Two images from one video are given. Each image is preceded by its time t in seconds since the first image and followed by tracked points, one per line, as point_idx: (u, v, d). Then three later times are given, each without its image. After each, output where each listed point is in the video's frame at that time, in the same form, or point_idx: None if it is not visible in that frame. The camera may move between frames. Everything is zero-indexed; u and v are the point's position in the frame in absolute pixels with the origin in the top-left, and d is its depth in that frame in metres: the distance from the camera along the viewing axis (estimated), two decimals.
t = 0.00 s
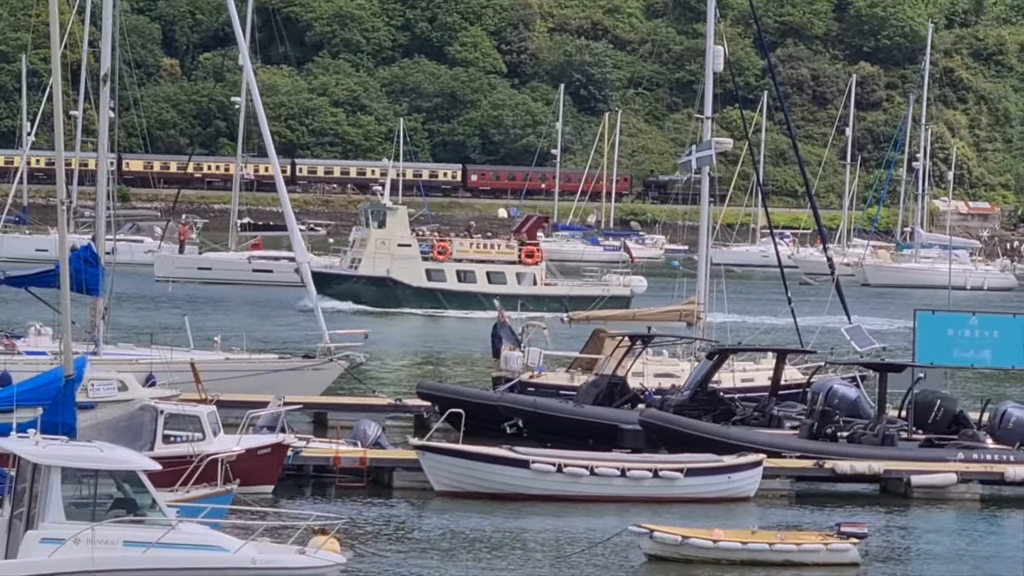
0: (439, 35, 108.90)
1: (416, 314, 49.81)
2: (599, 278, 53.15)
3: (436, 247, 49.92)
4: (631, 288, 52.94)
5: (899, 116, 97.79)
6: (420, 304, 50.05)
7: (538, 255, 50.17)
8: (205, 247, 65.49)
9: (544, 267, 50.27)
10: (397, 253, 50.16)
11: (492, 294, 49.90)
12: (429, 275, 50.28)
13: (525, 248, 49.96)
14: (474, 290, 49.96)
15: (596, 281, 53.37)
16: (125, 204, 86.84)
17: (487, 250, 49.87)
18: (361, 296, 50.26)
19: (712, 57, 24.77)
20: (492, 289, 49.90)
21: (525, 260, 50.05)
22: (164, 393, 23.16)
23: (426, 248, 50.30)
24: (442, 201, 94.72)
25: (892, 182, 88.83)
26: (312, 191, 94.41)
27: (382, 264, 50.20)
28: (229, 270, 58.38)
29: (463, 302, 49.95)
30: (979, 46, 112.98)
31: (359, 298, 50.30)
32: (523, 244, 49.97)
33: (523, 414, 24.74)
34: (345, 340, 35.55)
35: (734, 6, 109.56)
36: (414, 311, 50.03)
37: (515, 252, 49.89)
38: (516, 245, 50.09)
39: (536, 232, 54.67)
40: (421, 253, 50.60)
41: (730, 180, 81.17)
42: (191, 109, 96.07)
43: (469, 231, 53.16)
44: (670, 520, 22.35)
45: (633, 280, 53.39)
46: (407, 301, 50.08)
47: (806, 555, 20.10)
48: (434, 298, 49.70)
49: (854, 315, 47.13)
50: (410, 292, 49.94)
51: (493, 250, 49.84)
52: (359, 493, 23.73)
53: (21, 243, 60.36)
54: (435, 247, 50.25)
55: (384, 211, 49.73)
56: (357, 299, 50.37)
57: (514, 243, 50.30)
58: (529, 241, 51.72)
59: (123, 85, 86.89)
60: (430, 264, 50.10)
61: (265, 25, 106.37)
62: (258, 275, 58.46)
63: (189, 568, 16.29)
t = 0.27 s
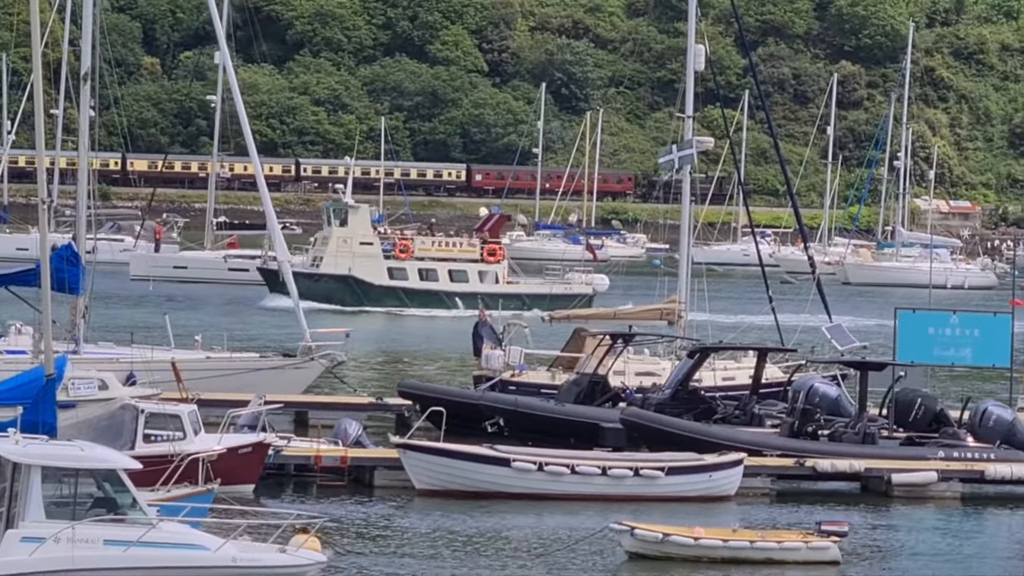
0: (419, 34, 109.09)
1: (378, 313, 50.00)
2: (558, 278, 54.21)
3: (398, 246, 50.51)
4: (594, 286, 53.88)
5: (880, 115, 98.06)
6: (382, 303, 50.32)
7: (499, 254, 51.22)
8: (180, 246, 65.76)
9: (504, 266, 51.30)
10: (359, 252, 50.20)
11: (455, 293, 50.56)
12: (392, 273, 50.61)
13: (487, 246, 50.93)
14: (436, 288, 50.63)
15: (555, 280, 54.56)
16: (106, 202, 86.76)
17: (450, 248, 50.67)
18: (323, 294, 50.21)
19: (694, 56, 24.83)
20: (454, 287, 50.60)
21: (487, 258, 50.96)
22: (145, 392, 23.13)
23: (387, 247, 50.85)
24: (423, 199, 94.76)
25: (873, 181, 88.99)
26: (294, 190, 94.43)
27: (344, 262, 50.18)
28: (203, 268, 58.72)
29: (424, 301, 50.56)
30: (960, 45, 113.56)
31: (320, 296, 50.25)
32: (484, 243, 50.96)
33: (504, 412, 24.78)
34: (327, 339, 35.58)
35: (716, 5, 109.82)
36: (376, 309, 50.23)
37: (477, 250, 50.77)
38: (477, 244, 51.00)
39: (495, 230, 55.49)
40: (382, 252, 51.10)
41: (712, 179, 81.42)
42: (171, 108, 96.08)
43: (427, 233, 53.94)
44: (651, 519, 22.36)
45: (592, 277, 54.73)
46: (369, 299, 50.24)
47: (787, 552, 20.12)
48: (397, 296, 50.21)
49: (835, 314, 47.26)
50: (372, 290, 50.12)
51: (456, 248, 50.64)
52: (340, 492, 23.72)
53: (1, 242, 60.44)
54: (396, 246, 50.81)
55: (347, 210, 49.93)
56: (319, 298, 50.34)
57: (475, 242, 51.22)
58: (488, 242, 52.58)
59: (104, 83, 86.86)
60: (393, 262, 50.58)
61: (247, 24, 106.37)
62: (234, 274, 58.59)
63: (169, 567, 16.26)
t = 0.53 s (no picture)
0: (401, 33, 109.15)
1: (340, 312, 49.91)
2: (523, 276, 54.30)
3: (361, 244, 50.56)
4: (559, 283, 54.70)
5: (862, 115, 98.31)
6: (344, 302, 50.15)
7: (462, 253, 51.16)
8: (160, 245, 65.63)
9: (467, 264, 51.24)
10: (322, 250, 50.10)
11: (417, 292, 50.55)
12: (354, 272, 50.41)
13: (449, 245, 50.89)
14: (398, 287, 50.64)
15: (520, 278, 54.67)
16: (87, 202, 86.62)
17: (412, 247, 50.70)
18: (284, 292, 49.93)
19: (674, 56, 24.94)
20: (416, 286, 50.63)
21: (449, 257, 50.89)
22: (126, 391, 23.03)
23: (350, 246, 50.94)
24: (405, 199, 94.76)
25: (855, 181, 89.28)
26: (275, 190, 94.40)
27: (306, 261, 50.05)
28: (179, 267, 58.42)
29: (386, 299, 50.44)
30: (941, 45, 114.13)
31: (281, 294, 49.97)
32: (447, 241, 50.95)
33: (485, 412, 24.77)
34: (309, 338, 35.59)
35: (697, 5, 109.99)
36: (339, 308, 50.08)
37: (439, 248, 50.74)
38: (440, 242, 50.96)
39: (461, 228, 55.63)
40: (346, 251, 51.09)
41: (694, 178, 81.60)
42: (152, 108, 95.98)
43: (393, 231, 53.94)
44: (633, 519, 22.35)
45: (557, 275, 54.81)
46: (332, 298, 50.09)
47: (769, 552, 20.14)
48: (359, 295, 50.02)
49: (816, 314, 47.39)
50: (334, 289, 49.95)
51: (418, 247, 50.66)
52: (322, 492, 23.69)
53: None
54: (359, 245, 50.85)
55: (308, 208, 49.87)
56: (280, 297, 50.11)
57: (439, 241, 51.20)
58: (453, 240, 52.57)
59: (85, 82, 86.71)
60: (355, 261, 50.47)
61: (228, 23, 106.26)
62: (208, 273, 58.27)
63: (149, 566, 16.24)
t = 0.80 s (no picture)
0: (382, 33, 109.19)
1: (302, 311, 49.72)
2: (484, 273, 54.23)
3: (322, 244, 50.46)
4: (518, 284, 55.29)
5: (843, 116, 98.69)
6: (305, 301, 49.95)
7: (423, 251, 51.15)
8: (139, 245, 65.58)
9: (429, 263, 51.38)
10: (283, 250, 49.82)
11: (379, 291, 50.50)
12: (315, 272, 50.19)
13: (411, 245, 50.78)
14: (360, 286, 50.45)
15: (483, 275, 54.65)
16: (68, 202, 86.56)
17: (374, 246, 50.51)
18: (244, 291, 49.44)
19: (656, 56, 25.00)
20: (379, 285, 50.54)
21: (411, 256, 50.91)
22: (107, 391, 22.94)
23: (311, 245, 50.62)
24: (386, 199, 94.95)
25: (836, 181, 89.66)
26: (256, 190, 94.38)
27: (267, 260, 49.78)
28: (155, 267, 58.36)
29: (348, 299, 50.30)
30: (922, 45, 114.71)
31: (240, 293, 49.47)
32: (409, 241, 50.90)
33: (466, 412, 24.78)
34: (291, 337, 35.60)
35: (678, 5, 110.27)
36: (300, 308, 49.90)
37: (401, 248, 50.59)
38: (401, 242, 50.81)
39: (423, 226, 55.82)
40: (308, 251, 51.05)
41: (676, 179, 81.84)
42: (134, 108, 95.99)
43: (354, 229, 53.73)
44: (614, 518, 22.37)
45: (519, 275, 55.08)
46: (293, 298, 49.92)
47: (750, 552, 20.16)
48: (321, 295, 49.83)
49: (797, 314, 47.63)
50: (295, 289, 49.75)
51: (380, 246, 50.47)
52: (303, 491, 23.66)
53: None
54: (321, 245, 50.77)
55: (270, 208, 49.85)
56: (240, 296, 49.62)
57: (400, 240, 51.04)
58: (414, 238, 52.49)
59: (67, 82, 86.67)
60: (317, 260, 50.31)
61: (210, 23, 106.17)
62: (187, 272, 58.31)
63: (130, 566, 16.22)
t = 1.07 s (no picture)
0: (357, 33, 109.18)
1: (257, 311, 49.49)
2: (439, 273, 54.29)
3: (277, 243, 50.62)
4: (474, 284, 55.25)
5: (817, 116, 99.11)
6: (261, 300, 49.76)
7: (378, 251, 51.30)
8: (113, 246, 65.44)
9: (383, 262, 51.47)
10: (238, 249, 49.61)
11: (334, 290, 50.28)
12: (271, 271, 50.05)
13: (366, 244, 50.92)
14: (315, 285, 50.28)
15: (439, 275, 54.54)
16: (43, 202, 86.33)
17: (329, 245, 50.38)
18: (200, 290, 49.45)
19: (631, 57, 25.04)
20: (334, 284, 50.34)
21: (367, 256, 50.97)
22: (82, 391, 22.85)
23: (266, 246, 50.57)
24: (361, 199, 95.08)
25: (810, 182, 90.08)
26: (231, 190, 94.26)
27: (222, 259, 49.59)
28: (127, 267, 58.22)
29: (304, 298, 50.11)
30: (897, 45, 115.31)
31: (195, 292, 49.54)
32: (364, 241, 50.99)
33: (439, 411, 24.77)
34: (265, 338, 35.57)
35: (654, 6, 110.53)
36: (255, 307, 49.69)
37: (357, 247, 50.61)
38: (356, 242, 50.85)
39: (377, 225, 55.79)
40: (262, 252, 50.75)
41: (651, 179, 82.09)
42: (109, 108, 95.79)
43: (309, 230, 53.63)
44: (588, 519, 22.38)
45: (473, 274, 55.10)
46: (248, 297, 49.71)
47: (724, 552, 20.18)
48: (276, 294, 49.63)
49: (771, 314, 47.83)
50: (249, 288, 49.61)
51: (335, 246, 50.36)
52: (277, 491, 23.60)
53: None
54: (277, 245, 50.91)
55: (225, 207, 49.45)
56: (195, 295, 49.65)
57: (355, 240, 51.08)
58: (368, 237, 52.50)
59: (42, 82, 86.45)
60: (272, 260, 50.16)
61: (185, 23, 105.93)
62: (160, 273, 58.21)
63: (103, 565, 16.12)
